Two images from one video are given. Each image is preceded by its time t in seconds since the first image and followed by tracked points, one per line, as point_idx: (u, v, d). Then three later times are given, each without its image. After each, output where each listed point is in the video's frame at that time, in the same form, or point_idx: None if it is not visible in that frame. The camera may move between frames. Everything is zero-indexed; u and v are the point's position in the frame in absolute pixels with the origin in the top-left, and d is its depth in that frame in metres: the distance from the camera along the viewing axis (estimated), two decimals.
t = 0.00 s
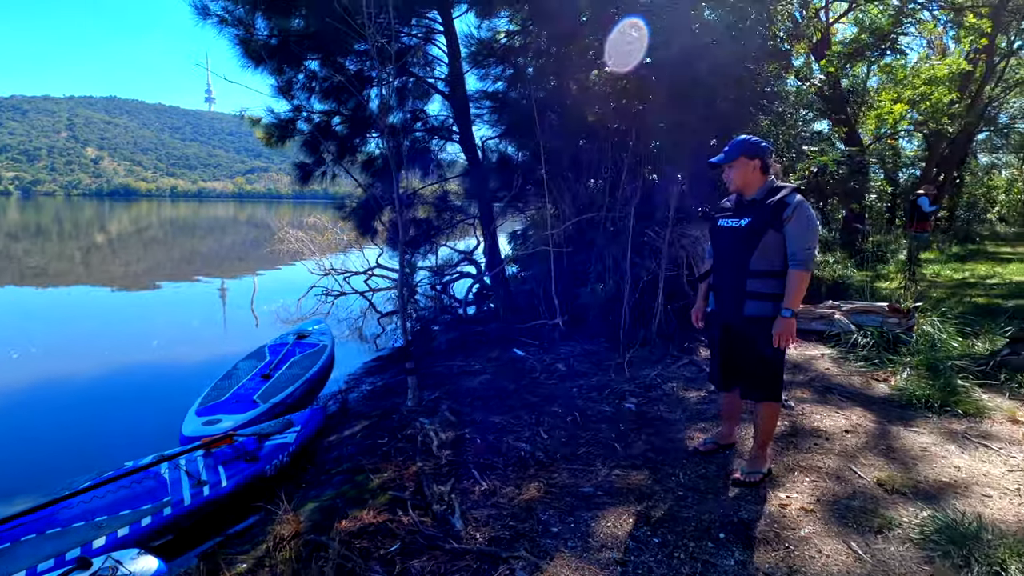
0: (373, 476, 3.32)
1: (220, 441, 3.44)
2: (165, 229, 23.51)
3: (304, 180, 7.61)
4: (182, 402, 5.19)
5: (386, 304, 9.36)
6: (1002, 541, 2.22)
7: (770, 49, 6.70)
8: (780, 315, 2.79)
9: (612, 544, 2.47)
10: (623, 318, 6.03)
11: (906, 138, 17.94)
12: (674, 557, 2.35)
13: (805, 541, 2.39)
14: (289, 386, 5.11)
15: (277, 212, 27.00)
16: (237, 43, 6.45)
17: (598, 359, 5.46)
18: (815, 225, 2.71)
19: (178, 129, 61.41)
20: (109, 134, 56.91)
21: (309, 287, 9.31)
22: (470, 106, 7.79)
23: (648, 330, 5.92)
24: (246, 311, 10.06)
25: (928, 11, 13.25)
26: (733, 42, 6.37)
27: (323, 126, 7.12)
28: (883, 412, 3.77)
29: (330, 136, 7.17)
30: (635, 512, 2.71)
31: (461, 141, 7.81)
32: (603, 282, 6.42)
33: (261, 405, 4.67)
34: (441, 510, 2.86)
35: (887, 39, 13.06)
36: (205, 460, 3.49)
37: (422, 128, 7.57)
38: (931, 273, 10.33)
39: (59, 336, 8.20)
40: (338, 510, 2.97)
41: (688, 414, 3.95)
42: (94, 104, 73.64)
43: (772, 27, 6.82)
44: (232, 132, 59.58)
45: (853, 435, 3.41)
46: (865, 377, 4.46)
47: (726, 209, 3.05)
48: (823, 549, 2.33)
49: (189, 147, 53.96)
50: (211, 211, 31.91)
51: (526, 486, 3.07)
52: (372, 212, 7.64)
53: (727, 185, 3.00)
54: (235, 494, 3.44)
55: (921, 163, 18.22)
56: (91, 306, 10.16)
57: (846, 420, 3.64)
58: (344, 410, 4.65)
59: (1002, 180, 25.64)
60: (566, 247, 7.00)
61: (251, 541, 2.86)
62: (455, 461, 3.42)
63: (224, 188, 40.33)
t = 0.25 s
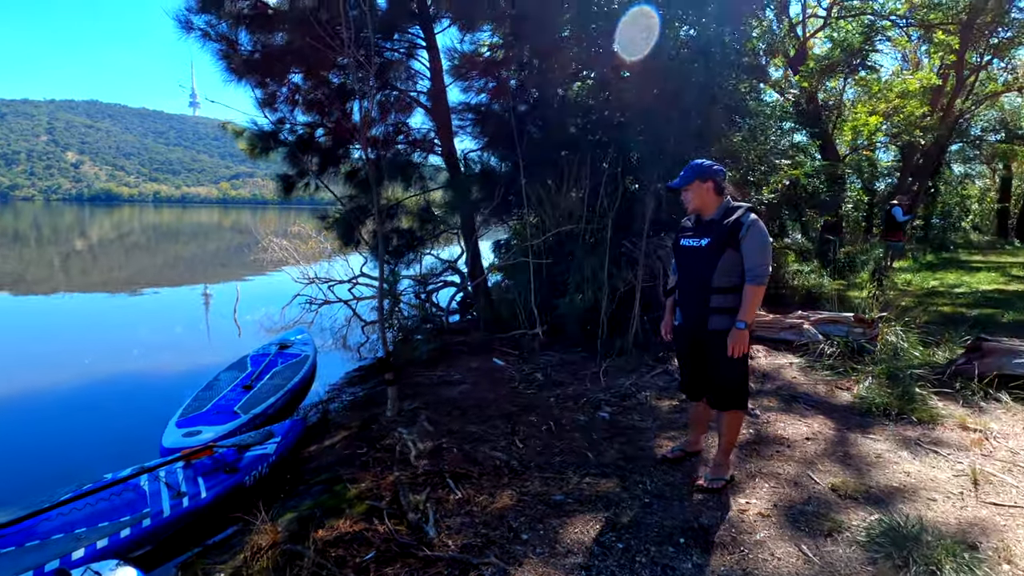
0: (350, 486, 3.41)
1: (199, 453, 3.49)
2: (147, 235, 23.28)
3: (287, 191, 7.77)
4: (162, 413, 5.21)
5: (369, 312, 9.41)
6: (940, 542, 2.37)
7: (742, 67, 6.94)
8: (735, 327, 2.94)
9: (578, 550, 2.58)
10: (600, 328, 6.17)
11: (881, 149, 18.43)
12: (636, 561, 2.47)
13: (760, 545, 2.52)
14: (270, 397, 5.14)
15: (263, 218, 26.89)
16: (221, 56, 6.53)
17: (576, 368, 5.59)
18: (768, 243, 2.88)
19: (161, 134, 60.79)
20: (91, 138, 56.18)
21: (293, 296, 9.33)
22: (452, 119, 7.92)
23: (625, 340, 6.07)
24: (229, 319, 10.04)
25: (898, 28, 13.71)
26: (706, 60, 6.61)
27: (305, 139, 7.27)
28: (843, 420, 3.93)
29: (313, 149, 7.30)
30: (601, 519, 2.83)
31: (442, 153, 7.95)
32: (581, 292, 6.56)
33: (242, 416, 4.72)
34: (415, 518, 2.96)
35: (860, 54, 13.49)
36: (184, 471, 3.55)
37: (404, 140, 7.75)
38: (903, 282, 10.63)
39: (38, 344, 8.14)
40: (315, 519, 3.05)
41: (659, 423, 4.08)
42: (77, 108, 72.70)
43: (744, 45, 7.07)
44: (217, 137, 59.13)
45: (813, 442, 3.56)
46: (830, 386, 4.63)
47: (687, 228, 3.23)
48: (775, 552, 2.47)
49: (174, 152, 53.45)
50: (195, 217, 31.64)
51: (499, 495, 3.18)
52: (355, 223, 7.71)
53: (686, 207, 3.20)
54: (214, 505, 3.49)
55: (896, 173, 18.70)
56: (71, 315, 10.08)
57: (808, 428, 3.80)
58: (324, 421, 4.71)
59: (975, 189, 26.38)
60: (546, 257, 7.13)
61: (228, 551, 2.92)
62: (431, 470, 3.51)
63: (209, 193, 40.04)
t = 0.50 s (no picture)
0: (337, 489, 3.51)
1: (188, 458, 3.58)
2: (133, 241, 23.10)
3: (276, 201, 7.91)
4: (150, 421, 5.26)
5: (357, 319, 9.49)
6: (891, 535, 2.54)
7: (719, 82, 7.20)
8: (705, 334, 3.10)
9: (554, 546, 2.72)
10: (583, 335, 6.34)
11: (861, 158, 18.86)
12: (608, 557, 2.61)
13: (725, 540, 2.67)
14: (258, 404, 5.22)
15: (250, 224, 26.78)
16: (209, 67, 6.63)
17: (559, 374, 5.73)
18: (734, 254, 3.05)
19: (147, 140, 60.28)
20: (75, 143, 55.57)
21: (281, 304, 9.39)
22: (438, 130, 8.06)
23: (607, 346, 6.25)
24: (215, 327, 10.06)
25: (874, 42, 14.13)
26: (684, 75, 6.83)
27: (293, 149, 7.38)
28: (812, 422, 4.11)
29: (301, 159, 7.41)
30: (578, 517, 2.96)
31: (428, 163, 8.04)
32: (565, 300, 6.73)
33: (230, 423, 4.79)
34: (400, 519, 3.07)
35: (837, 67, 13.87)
36: (173, 476, 3.63)
37: (391, 151, 7.86)
38: (881, 289, 10.90)
39: (22, 352, 8.10)
40: (302, 521, 3.15)
41: (636, 426, 4.23)
42: (60, 113, 71.89)
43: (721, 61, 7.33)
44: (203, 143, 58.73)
45: (782, 443, 3.73)
46: (801, 390, 4.81)
47: (660, 240, 3.40)
48: (739, 546, 2.62)
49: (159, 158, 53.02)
50: (181, 223, 31.42)
51: (481, 496, 3.30)
52: (342, 232, 7.82)
53: (659, 220, 3.38)
54: (202, 509, 3.58)
55: (876, 182, 19.13)
56: (56, 322, 10.04)
57: (778, 430, 3.96)
58: (311, 427, 4.80)
59: (953, 197, 27.03)
60: (530, 266, 7.28)
61: (217, 552, 3.02)
62: (416, 474, 3.62)
63: (195, 199, 39.75)
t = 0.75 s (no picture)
0: (327, 493, 3.61)
1: (181, 463, 3.66)
2: (118, 247, 22.92)
3: (266, 209, 7.98)
4: (140, 427, 5.32)
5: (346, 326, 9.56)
6: (853, 530, 2.69)
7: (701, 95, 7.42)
8: (681, 341, 3.24)
9: (537, 544, 2.84)
10: (569, 341, 6.48)
11: (844, 166, 19.23)
12: (587, 553, 2.74)
13: (698, 536, 2.81)
14: (249, 410, 5.30)
15: (238, 230, 26.69)
16: (201, 78, 6.72)
17: (545, 380, 5.86)
18: (710, 264, 3.21)
19: (133, 145, 59.83)
20: (59, 148, 54.99)
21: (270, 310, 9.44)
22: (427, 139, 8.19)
23: (592, 351, 6.39)
24: (204, 334, 10.07)
25: (854, 54, 14.49)
26: (666, 88, 7.05)
27: (284, 158, 7.48)
28: (786, 425, 4.27)
29: (292, 167, 7.51)
30: (560, 517, 3.09)
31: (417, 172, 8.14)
32: (552, 307, 6.87)
33: (221, 429, 4.86)
34: (388, 521, 3.18)
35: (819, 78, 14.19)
36: (166, 481, 3.70)
37: (380, 160, 7.96)
38: (861, 295, 11.16)
39: (9, 360, 8.07)
40: (293, 523, 3.25)
41: (619, 430, 4.37)
42: (45, 117, 71.13)
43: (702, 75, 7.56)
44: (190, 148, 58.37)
45: (757, 445, 3.88)
46: (778, 394, 4.98)
47: (640, 251, 3.54)
48: (711, 542, 2.76)
49: (146, 163, 52.62)
50: (168, 229, 31.23)
51: (467, 497, 3.42)
52: (332, 240, 7.92)
53: (639, 232, 3.52)
54: (194, 513, 3.65)
55: (857, 190, 19.53)
56: (43, 330, 10.00)
57: (754, 432, 4.12)
58: (301, 432, 4.89)
59: (934, 205, 27.61)
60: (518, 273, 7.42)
61: (210, 554, 3.11)
62: (404, 477, 3.73)
63: (182, 205, 39.51)
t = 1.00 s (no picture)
0: (318, 496, 3.69)
1: (174, 468, 3.73)
2: (103, 252, 22.70)
3: (256, 216, 8.04)
4: (131, 433, 5.35)
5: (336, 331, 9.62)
6: (823, 526, 2.83)
7: (684, 105, 7.62)
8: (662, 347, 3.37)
9: (523, 543, 2.95)
10: (556, 346, 6.60)
11: (828, 173, 19.60)
12: (571, 550, 2.86)
13: (677, 534, 2.94)
14: (239, 416, 5.36)
15: (226, 234, 26.56)
16: (192, 86, 6.79)
17: (533, 384, 5.97)
18: (689, 273, 3.35)
19: (119, 148, 59.25)
20: (43, 151, 54.32)
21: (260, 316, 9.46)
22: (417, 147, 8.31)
23: (579, 356, 6.52)
24: (193, 340, 10.06)
25: (836, 64, 14.84)
26: (651, 99, 7.23)
27: (275, 165, 7.55)
28: (765, 427, 4.42)
29: (283, 174, 7.58)
30: (545, 517, 3.20)
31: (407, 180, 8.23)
32: (539, 312, 7.00)
33: (213, 434, 4.92)
34: (379, 522, 3.27)
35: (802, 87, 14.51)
36: (158, 486, 3.76)
37: (371, 167, 8.06)
38: (842, 300, 11.41)
39: None
40: (285, 525, 3.33)
41: (603, 433, 4.49)
42: (28, 120, 70.29)
43: (686, 85, 7.76)
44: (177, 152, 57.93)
45: (736, 446, 4.02)
46: (758, 397, 5.13)
47: (623, 260, 3.68)
48: (689, 539, 2.89)
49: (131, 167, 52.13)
50: (155, 233, 30.98)
51: (455, 499, 3.52)
52: (322, 246, 7.99)
53: (622, 241, 3.66)
54: (187, 517, 3.72)
55: (840, 197, 19.90)
56: (28, 336, 9.92)
57: (733, 434, 4.26)
58: (292, 437, 4.96)
59: (915, 211, 28.18)
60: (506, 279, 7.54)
61: (203, 556, 3.18)
62: (394, 480, 3.83)
63: (169, 209, 39.19)
